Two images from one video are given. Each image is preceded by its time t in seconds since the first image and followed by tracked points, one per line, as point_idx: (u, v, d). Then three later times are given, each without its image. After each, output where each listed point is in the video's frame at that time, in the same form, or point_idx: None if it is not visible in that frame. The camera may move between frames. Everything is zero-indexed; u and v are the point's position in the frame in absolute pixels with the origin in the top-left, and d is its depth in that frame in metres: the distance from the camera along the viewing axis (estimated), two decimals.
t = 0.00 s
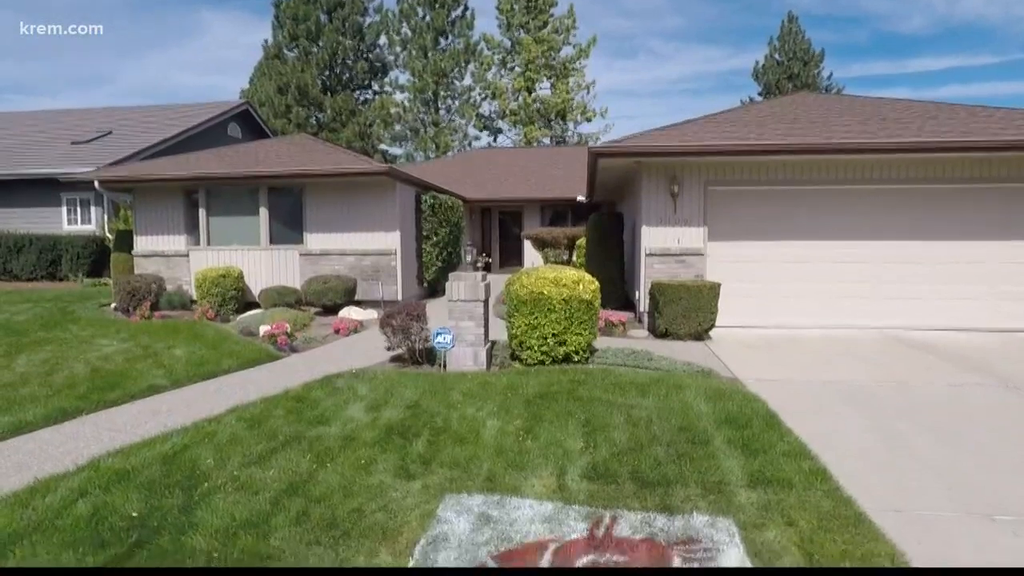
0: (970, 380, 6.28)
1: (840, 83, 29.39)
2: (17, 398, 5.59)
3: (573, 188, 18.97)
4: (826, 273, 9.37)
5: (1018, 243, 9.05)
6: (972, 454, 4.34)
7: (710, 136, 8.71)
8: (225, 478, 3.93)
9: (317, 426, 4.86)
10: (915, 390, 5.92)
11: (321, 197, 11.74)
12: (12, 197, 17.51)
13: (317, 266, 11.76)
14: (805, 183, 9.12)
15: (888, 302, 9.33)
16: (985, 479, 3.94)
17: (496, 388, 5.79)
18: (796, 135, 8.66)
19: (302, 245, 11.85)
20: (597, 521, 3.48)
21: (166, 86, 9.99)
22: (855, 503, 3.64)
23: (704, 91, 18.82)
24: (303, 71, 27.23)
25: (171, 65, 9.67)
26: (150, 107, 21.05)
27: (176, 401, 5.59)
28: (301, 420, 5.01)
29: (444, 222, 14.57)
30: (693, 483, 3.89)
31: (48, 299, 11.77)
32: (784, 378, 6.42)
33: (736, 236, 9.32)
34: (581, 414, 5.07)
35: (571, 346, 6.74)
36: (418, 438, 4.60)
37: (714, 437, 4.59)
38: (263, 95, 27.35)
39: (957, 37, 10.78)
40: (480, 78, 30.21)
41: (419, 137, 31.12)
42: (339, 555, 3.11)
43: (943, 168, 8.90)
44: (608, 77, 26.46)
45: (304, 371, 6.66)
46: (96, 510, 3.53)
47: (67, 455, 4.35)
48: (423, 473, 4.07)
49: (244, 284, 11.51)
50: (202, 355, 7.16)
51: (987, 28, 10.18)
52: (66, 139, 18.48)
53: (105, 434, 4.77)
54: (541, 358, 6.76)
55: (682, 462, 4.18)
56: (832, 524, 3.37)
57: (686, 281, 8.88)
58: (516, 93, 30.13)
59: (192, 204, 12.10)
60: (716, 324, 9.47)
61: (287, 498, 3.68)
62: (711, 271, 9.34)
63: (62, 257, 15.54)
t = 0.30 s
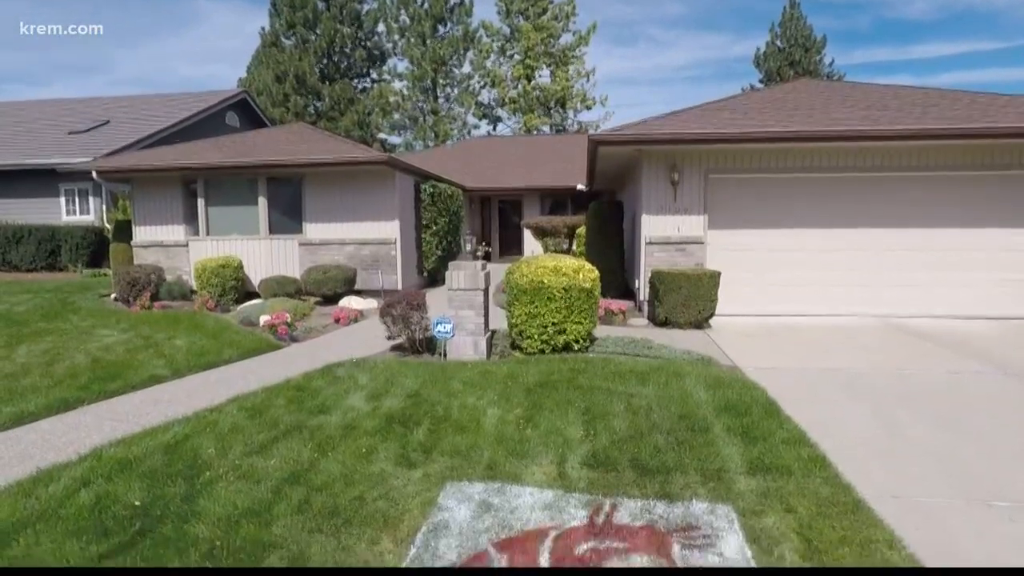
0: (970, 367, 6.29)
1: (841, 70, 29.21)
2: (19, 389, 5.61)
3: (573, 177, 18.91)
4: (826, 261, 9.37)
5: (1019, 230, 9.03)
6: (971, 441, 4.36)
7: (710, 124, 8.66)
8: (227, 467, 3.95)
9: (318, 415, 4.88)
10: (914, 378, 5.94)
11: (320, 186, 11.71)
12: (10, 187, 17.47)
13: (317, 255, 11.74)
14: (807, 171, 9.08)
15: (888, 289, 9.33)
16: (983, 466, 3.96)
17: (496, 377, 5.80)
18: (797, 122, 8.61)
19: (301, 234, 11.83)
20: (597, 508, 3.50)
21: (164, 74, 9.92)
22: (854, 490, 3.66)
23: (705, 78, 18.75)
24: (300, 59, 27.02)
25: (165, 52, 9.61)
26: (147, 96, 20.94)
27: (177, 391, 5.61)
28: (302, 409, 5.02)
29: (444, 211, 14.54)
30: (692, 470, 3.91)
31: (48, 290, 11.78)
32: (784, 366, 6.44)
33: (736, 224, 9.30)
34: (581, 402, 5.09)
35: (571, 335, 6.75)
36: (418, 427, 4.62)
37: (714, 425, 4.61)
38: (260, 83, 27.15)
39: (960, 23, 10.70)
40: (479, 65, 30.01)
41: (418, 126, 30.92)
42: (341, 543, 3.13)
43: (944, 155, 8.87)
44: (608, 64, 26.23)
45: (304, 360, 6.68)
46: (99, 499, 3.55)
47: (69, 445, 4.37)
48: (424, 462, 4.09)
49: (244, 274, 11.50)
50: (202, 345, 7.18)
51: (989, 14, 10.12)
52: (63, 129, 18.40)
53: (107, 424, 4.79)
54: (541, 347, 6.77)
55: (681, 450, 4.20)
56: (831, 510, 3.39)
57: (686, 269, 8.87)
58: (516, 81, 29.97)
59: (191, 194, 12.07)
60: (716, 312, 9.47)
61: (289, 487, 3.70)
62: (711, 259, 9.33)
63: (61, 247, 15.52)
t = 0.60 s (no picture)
0: (969, 355, 6.30)
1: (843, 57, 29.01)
2: (20, 379, 5.63)
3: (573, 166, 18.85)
4: (826, 249, 9.36)
5: (1019, 218, 9.01)
6: (969, 429, 4.38)
7: (711, 111, 8.62)
8: (228, 457, 3.97)
9: (319, 405, 4.90)
10: (914, 366, 5.95)
11: (320, 176, 11.68)
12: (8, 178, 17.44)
13: (316, 246, 11.73)
14: (808, 159, 9.05)
15: (888, 278, 9.32)
16: (983, 453, 3.97)
17: (496, 367, 5.81)
18: (799, 110, 8.56)
19: (301, 224, 11.81)
20: (597, 496, 3.51)
21: (161, 64, 9.84)
22: (854, 477, 3.67)
23: (705, 66, 18.64)
24: (298, 48, 26.86)
25: (161, 41, 9.54)
26: (144, 86, 20.84)
27: (178, 381, 5.62)
28: (303, 398, 5.04)
29: (444, 201, 14.51)
30: (692, 458, 3.93)
31: (48, 280, 11.79)
32: (784, 355, 6.45)
33: (736, 213, 9.28)
34: (581, 391, 5.11)
35: (571, 324, 6.76)
36: (419, 416, 4.64)
37: (714, 413, 4.63)
38: (258, 72, 26.97)
39: (962, 10, 10.63)
40: (477, 53, 30.00)
41: (416, 115, 30.90)
42: (343, 531, 3.15)
43: (946, 143, 8.82)
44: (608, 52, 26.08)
45: (305, 350, 6.69)
46: (102, 489, 3.56)
47: (71, 436, 4.39)
48: (424, 450, 4.11)
49: (244, 265, 11.50)
50: (203, 335, 7.20)
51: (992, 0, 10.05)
52: (60, 119, 18.33)
53: (108, 414, 4.80)
54: (541, 336, 6.79)
55: (681, 438, 4.21)
56: (830, 497, 3.41)
57: (686, 258, 8.87)
58: (515, 69, 29.80)
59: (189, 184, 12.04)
60: (716, 301, 9.48)
61: (291, 476, 3.72)
62: (711, 248, 9.32)
63: (60, 238, 15.50)
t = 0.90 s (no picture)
0: (969, 343, 6.31)
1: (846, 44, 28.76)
2: (21, 370, 5.65)
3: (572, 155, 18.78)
4: (826, 237, 9.35)
5: (1020, 206, 8.98)
6: (969, 416, 4.39)
7: (711, 99, 8.58)
8: (230, 447, 3.99)
9: (320, 394, 4.91)
10: (913, 353, 5.96)
11: (318, 166, 11.65)
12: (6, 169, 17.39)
13: (316, 236, 11.72)
14: (808, 147, 9.01)
15: (887, 266, 9.32)
16: (981, 440, 3.99)
17: (496, 356, 5.83)
18: (800, 97, 8.51)
19: (300, 214, 11.79)
20: (597, 484, 3.54)
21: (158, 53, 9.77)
22: (852, 464, 3.69)
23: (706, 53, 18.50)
24: (295, 36, 26.74)
25: (157, 30, 9.47)
26: (141, 76, 20.73)
27: (179, 371, 5.64)
28: (304, 388, 5.06)
29: (444, 190, 14.48)
30: (691, 446, 3.94)
31: (48, 272, 11.79)
32: (784, 343, 6.46)
33: (736, 201, 9.26)
34: (581, 380, 5.12)
35: (571, 313, 6.76)
36: (419, 406, 4.65)
37: (714, 401, 4.64)
38: (255, 61, 26.84)
39: None
40: (476, 41, 29.91)
41: (415, 104, 30.62)
42: (345, 519, 3.17)
43: (947, 130, 8.78)
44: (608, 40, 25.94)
45: (305, 340, 6.70)
46: (104, 479, 3.58)
47: (73, 426, 4.41)
48: (425, 439, 4.13)
49: (243, 255, 11.49)
50: (203, 326, 7.21)
51: None
52: (57, 109, 18.25)
53: (109, 405, 4.82)
54: (540, 326, 6.80)
55: (681, 426, 4.23)
56: (829, 484, 3.43)
57: (686, 247, 8.86)
58: (515, 57, 29.62)
59: (188, 174, 12.01)
60: (716, 290, 9.48)
61: (292, 465, 3.73)
62: (711, 237, 9.31)
63: (59, 229, 15.48)
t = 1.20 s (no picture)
0: (969, 331, 6.31)
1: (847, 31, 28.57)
2: (22, 361, 5.66)
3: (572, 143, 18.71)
4: (826, 226, 9.33)
5: (1021, 193, 8.95)
6: (968, 404, 4.40)
7: (711, 86, 8.53)
8: (231, 436, 4.00)
9: (320, 384, 4.93)
10: (913, 342, 5.97)
11: (317, 155, 11.61)
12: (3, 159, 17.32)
13: (315, 226, 11.70)
14: (809, 135, 8.97)
15: (887, 255, 9.31)
16: (981, 429, 4.00)
17: (496, 345, 5.84)
18: (801, 84, 8.46)
19: (299, 204, 11.76)
20: (597, 472, 3.55)
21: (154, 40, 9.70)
22: (851, 452, 3.70)
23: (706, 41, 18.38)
24: (292, 24, 26.53)
25: (153, 18, 9.41)
26: (138, 65, 20.60)
27: (180, 362, 5.65)
28: (305, 378, 5.07)
29: (443, 180, 14.44)
30: (691, 435, 3.96)
31: (47, 263, 11.78)
32: (784, 332, 6.46)
33: (736, 190, 9.24)
34: (581, 369, 5.13)
35: (571, 303, 6.76)
36: (420, 395, 4.67)
37: (713, 390, 4.66)
38: (253, 50, 26.68)
39: None
40: (476, 29, 29.79)
41: (414, 93, 30.42)
42: (346, 508, 3.19)
43: (948, 117, 8.74)
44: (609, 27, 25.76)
45: (305, 331, 6.71)
46: (107, 468, 3.60)
47: (74, 417, 4.42)
48: (426, 429, 4.14)
49: (243, 245, 11.48)
50: (203, 316, 7.22)
51: None
52: (54, 99, 18.15)
53: (110, 395, 4.84)
54: (541, 315, 6.80)
55: (681, 415, 4.24)
56: (828, 472, 3.45)
57: (687, 236, 8.84)
58: (514, 45, 29.45)
59: (187, 164, 11.97)
60: (716, 279, 9.47)
61: (293, 455, 3.75)
62: (711, 226, 9.29)
63: (57, 220, 15.46)
